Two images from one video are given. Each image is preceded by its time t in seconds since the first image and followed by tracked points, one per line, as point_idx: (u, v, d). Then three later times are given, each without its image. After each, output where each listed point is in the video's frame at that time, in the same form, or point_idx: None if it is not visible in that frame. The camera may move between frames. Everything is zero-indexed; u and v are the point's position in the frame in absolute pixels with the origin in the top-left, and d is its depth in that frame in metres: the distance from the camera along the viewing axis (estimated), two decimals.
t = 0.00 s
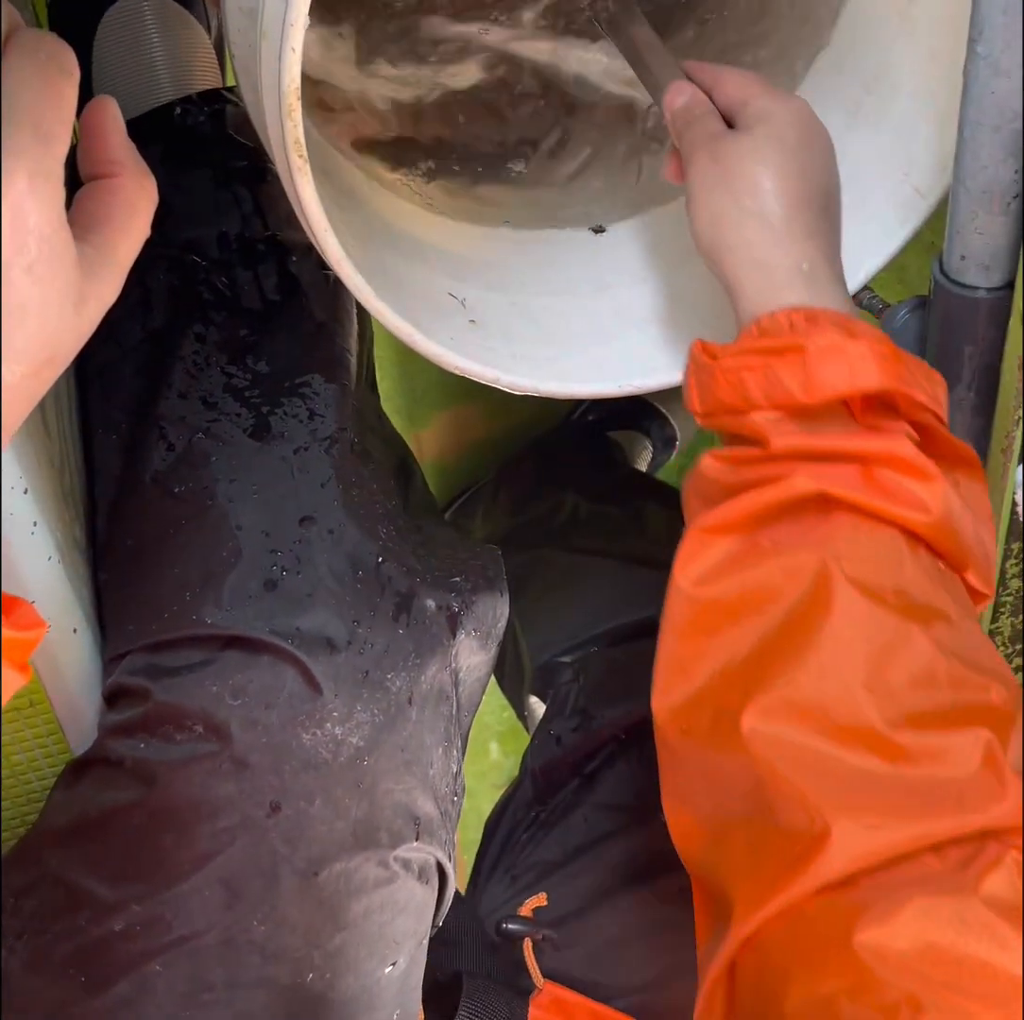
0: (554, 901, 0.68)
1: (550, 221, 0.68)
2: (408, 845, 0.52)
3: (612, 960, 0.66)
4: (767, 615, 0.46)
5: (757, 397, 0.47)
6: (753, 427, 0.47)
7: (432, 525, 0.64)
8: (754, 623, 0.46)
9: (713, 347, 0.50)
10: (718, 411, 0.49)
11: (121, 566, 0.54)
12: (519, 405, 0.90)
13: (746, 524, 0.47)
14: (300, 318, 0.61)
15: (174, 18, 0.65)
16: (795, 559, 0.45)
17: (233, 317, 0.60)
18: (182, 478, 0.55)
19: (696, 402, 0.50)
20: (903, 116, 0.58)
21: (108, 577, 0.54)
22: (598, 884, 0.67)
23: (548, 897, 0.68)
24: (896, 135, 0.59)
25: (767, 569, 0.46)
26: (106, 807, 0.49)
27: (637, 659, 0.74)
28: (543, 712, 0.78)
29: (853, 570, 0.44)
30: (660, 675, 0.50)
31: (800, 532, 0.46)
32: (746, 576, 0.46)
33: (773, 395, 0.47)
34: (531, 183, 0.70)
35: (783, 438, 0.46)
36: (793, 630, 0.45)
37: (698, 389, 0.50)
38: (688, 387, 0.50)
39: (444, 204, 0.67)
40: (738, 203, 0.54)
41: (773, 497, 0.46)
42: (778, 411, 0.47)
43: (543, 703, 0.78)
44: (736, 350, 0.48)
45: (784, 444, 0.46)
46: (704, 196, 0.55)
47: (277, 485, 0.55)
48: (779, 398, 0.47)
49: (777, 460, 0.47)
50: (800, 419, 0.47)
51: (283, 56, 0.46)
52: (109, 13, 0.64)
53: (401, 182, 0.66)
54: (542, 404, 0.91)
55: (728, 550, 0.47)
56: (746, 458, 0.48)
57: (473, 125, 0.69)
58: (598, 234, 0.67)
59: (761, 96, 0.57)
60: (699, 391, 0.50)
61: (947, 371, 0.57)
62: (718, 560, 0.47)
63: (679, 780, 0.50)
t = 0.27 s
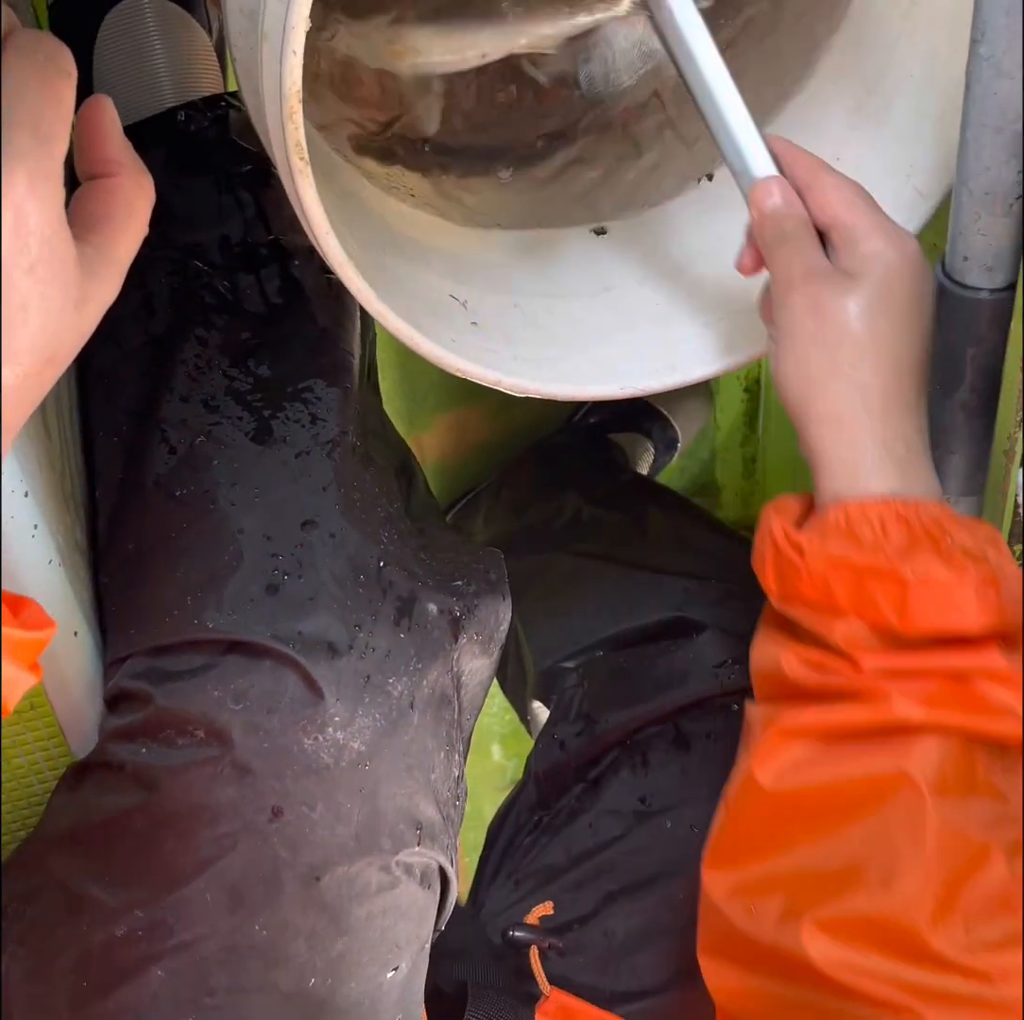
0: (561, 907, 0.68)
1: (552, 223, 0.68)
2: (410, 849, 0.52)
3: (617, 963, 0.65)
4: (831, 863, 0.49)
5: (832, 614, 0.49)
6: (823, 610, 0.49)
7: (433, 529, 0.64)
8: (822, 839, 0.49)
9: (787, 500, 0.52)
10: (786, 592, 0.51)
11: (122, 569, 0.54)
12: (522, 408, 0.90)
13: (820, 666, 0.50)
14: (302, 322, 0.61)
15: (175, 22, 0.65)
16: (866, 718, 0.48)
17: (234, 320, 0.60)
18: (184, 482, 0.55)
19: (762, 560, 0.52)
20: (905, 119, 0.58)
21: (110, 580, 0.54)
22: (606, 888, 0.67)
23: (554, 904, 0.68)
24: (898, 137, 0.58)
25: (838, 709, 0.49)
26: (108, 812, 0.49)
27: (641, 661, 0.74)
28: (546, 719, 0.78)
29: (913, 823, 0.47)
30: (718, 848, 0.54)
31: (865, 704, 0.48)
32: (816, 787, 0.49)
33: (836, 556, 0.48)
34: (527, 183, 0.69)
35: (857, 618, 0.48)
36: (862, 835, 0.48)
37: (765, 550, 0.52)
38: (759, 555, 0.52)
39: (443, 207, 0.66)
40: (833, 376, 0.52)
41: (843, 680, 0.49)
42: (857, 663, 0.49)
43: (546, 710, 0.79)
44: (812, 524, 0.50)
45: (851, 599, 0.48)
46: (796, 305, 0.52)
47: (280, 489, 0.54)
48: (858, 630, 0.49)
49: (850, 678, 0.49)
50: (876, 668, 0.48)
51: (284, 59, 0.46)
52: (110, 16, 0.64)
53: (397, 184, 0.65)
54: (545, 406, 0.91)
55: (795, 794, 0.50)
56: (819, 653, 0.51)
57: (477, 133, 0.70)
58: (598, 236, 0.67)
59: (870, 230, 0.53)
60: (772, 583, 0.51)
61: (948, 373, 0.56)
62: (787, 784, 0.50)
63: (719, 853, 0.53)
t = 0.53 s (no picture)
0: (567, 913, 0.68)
1: (553, 224, 0.67)
2: (410, 853, 0.52)
3: (621, 965, 0.65)
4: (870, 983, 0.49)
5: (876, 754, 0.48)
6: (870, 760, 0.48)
7: (435, 530, 0.64)
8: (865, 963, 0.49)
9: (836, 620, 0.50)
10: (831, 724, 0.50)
11: (123, 570, 0.54)
12: (524, 408, 0.89)
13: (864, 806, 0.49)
14: (303, 323, 0.61)
15: (177, 22, 0.65)
16: (905, 882, 0.47)
17: (236, 321, 0.60)
18: (185, 483, 0.55)
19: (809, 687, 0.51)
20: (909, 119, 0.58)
21: (112, 581, 0.54)
22: (611, 890, 0.67)
23: (561, 909, 0.69)
24: (903, 137, 0.58)
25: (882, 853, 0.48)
26: (109, 814, 0.49)
27: (643, 665, 0.74)
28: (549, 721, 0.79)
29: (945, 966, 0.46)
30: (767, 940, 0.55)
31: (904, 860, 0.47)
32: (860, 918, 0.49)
33: (872, 713, 0.46)
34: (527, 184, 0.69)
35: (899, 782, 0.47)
36: (907, 973, 0.48)
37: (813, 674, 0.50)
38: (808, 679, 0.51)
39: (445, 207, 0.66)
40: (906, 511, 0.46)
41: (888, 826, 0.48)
42: (902, 806, 0.47)
43: (551, 710, 0.78)
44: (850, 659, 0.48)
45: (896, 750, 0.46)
46: (860, 415, 0.46)
47: (281, 490, 0.54)
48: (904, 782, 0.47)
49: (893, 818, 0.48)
50: (919, 825, 0.46)
51: (284, 58, 0.46)
52: (111, 18, 0.63)
53: (398, 182, 0.65)
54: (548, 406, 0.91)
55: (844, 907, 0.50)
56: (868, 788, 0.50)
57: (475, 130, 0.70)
58: (600, 236, 0.66)
59: (964, 337, 0.46)
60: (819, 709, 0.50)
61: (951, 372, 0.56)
62: (833, 906, 0.50)
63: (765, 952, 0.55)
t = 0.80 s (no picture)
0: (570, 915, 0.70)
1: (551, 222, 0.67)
2: (411, 852, 0.52)
3: (624, 965, 0.67)
4: None
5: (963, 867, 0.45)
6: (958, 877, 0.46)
7: (438, 530, 0.64)
8: None
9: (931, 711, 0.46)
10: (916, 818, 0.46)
11: (127, 568, 0.54)
12: (528, 407, 0.89)
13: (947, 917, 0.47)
14: (307, 322, 0.61)
15: (183, 21, 0.65)
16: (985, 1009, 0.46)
17: (240, 320, 0.60)
18: (189, 482, 0.55)
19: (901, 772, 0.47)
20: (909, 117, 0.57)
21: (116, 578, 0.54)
22: (614, 888, 0.69)
23: (563, 910, 0.70)
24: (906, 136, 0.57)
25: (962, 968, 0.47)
26: (111, 811, 0.50)
27: (646, 669, 0.73)
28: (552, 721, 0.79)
29: None
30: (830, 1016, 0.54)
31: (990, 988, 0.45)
32: None
33: (972, 831, 0.42)
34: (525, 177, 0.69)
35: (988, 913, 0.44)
36: None
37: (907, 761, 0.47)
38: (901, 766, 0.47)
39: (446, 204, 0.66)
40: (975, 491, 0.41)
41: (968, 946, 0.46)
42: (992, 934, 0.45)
43: (551, 710, 0.78)
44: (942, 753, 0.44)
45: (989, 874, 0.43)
46: (982, 502, 0.40)
47: (284, 489, 0.55)
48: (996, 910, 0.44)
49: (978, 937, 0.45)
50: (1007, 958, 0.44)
51: (289, 57, 0.46)
52: (116, 17, 0.63)
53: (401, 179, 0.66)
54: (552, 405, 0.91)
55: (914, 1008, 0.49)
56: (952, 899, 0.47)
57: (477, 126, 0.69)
58: (602, 236, 0.66)
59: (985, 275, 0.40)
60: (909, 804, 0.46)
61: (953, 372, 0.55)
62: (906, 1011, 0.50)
63: None
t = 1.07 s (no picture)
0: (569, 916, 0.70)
1: (550, 222, 0.68)
2: (411, 850, 0.53)
3: (624, 964, 0.66)
4: None
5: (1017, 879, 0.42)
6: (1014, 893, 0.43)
7: (440, 530, 0.65)
8: None
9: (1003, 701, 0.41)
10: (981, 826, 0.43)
11: (131, 567, 0.55)
12: (531, 407, 0.89)
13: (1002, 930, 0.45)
14: (312, 322, 0.61)
15: (190, 24, 0.66)
16: None
17: (245, 320, 0.60)
18: (194, 481, 0.55)
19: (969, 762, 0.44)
20: (908, 118, 0.57)
21: (121, 575, 0.55)
22: (614, 886, 0.69)
23: (563, 911, 0.70)
24: (909, 136, 0.57)
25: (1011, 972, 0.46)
26: (115, 807, 0.50)
27: (648, 669, 0.74)
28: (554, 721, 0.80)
29: None
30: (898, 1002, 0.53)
31: None
32: None
33: None
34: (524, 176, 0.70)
35: None
36: None
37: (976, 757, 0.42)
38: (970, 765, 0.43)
39: (447, 204, 0.67)
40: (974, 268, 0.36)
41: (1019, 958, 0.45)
42: None
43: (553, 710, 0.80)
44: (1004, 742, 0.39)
45: None
46: None
47: (289, 488, 0.55)
48: None
49: None
50: None
51: (295, 60, 0.46)
52: (122, 21, 0.64)
53: (404, 179, 0.66)
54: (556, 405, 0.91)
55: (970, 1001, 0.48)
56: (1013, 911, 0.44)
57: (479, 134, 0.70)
58: (604, 236, 0.66)
59: None
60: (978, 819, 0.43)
61: (953, 372, 0.56)
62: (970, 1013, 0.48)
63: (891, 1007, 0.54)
